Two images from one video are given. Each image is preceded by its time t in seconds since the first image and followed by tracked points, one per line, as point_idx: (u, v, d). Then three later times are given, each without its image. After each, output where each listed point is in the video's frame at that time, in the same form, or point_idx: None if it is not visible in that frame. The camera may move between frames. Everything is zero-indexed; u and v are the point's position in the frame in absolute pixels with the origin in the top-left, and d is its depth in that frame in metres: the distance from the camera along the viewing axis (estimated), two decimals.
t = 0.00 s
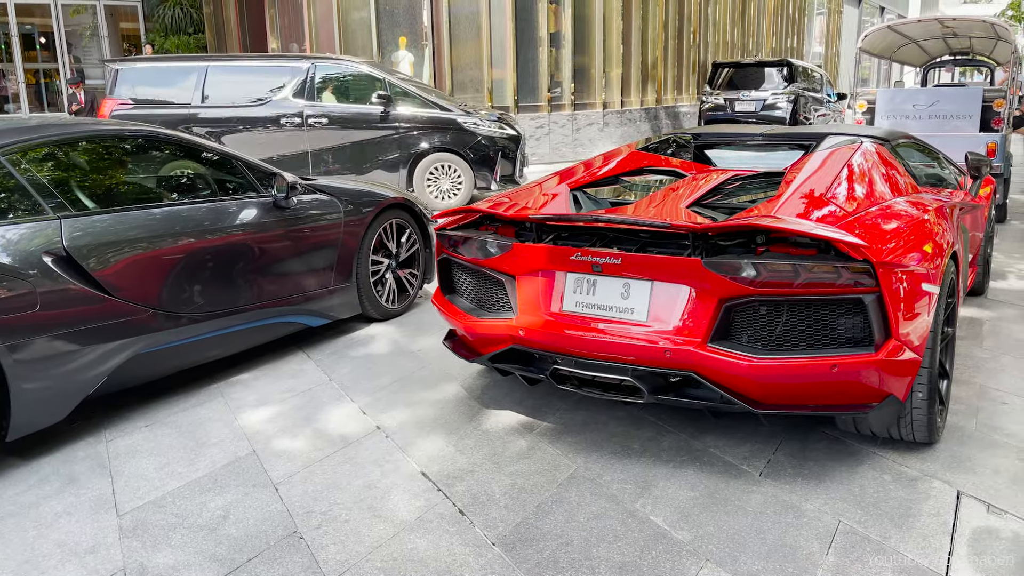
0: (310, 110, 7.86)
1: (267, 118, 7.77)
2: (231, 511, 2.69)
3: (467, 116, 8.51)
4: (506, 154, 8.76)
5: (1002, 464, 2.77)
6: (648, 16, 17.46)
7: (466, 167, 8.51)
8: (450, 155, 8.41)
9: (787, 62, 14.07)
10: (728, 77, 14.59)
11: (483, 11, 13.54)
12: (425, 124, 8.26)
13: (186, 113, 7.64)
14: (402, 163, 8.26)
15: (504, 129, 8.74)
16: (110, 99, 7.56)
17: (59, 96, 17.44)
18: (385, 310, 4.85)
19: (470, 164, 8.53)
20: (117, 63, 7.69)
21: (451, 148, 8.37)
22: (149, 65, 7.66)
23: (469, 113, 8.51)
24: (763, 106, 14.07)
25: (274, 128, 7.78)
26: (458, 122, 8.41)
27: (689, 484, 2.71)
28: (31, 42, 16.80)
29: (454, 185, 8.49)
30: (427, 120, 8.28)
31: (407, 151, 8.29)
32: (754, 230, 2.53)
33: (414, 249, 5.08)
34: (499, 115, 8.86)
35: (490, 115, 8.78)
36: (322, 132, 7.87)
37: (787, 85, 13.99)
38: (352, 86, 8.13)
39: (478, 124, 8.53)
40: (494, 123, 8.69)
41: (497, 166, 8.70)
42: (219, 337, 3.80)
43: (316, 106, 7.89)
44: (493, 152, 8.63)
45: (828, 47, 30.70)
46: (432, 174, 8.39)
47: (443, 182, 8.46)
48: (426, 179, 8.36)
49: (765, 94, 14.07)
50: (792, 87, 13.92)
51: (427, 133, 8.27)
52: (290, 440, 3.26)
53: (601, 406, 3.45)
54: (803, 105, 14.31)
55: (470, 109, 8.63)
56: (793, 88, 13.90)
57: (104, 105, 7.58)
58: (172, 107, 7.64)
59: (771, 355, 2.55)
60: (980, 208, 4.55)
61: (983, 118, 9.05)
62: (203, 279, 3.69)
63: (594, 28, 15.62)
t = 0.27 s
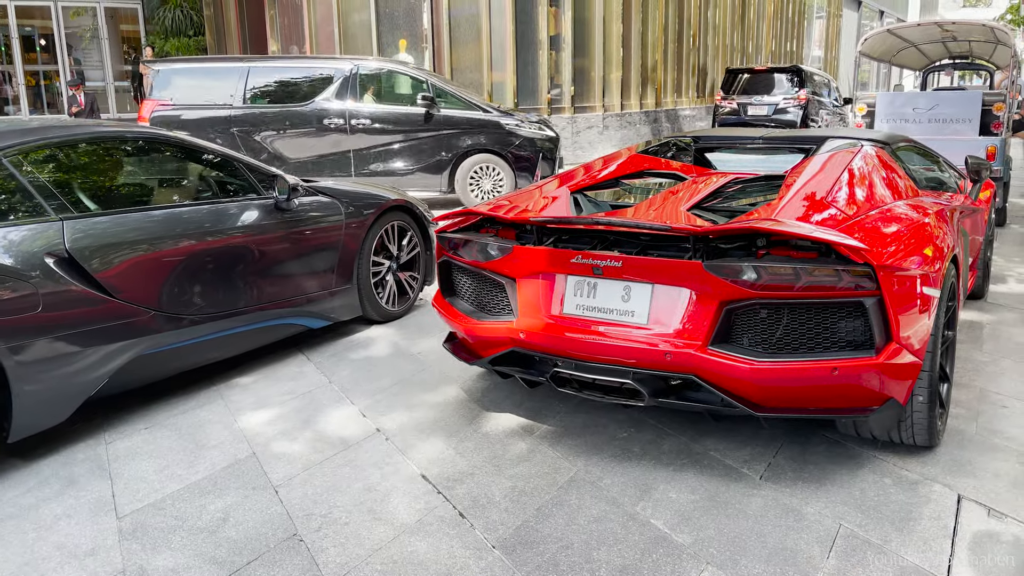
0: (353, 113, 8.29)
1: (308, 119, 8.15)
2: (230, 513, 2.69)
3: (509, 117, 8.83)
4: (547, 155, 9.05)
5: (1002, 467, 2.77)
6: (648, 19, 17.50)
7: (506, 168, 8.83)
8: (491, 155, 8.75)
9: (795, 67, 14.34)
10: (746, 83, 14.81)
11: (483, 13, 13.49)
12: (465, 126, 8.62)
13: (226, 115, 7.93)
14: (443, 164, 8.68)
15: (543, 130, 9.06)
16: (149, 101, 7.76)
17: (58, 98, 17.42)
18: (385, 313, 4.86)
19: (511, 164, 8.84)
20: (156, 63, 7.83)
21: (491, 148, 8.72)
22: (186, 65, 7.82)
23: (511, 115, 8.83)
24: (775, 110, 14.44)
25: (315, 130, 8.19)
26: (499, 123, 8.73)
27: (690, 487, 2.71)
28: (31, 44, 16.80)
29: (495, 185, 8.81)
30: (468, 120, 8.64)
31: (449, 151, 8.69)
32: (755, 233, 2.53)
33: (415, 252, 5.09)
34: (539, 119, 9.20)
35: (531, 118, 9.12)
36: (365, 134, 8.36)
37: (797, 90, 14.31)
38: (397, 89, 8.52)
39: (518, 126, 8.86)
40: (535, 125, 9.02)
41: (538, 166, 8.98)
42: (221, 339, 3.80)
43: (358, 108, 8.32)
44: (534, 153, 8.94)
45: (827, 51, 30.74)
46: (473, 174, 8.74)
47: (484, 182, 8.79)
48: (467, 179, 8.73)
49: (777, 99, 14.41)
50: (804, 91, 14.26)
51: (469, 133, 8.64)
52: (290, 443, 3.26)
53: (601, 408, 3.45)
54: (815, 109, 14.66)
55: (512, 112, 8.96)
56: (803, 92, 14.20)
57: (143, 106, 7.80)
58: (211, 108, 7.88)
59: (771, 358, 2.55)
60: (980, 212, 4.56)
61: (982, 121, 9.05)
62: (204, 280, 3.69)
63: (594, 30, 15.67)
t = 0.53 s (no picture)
0: (398, 114, 8.27)
1: (349, 119, 8.06)
2: (231, 516, 2.69)
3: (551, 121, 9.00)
4: (586, 157, 9.24)
5: (1003, 471, 2.77)
6: (649, 22, 17.53)
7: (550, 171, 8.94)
8: (535, 158, 8.87)
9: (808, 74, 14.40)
10: (762, 89, 14.92)
11: (484, 17, 13.54)
12: (510, 129, 8.71)
13: (266, 115, 7.75)
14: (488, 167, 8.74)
15: (582, 133, 9.28)
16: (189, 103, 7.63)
17: (59, 100, 17.44)
18: (390, 314, 4.88)
19: (553, 167, 8.99)
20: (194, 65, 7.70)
21: (535, 151, 8.82)
22: (224, 66, 7.67)
23: (553, 119, 9.00)
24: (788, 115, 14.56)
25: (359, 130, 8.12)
26: (545, 127, 8.89)
27: (691, 490, 2.71)
28: (32, 46, 16.86)
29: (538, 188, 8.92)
30: (512, 123, 8.73)
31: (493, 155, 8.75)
32: (756, 237, 2.53)
33: (420, 254, 5.10)
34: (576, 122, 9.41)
35: (569, 121, 9.28)
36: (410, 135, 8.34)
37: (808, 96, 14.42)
38: (441, 90, 8.55)
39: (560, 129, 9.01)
40: (575, 128, 9.20)
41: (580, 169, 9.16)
42: (226, 339, 3.82)
43: (403, 109, 8.30)
44: (576, 156, 9.11)
45: (828, 55, 30.77)
46: (517, 177, 8.84)
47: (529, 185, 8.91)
48: (512, 182, 8.81)
49: (788, 104, 14.52)
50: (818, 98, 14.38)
51: (513, 137, 8.73)
52: (291, 446, 3.26)
53: (601, 412, 3.45)
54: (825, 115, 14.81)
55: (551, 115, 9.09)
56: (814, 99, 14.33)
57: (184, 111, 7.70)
58: (250, 109, 7.72)
59: (772, 362, 2.56)
60: (981, 216, 4.56)
61: (982, 126, 9.05)
62: (210, 281, 3.72)
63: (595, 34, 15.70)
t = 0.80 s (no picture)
0: (439, 117, 8.31)
1: (391, 122, 8.11)
2: (231, 519, 2.69)
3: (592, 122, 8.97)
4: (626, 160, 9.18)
5: (1004, 476, 2.77)
6: (650, 26, 17.56)
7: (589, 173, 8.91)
8: (575, 160, 8.82)
9: (817, 79, 14.64)
10: (776, 96, 15.11)
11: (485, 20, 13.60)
12: (553, 129, 8.71)
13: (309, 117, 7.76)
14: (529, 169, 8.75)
15: (623, 135, 9.19)
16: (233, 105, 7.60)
17: (60, 103, 17.49)
18: (398, 314, 4.93)
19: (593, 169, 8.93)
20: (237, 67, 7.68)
21: (576, 151, 8.78)
22: (266, 68, 7.66)
23: (594, 121, 8.95)
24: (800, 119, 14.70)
25: (401, 135, 8.16)
26: (587, 129, 8.84)
27: (691, 495, 2.70)
28: (34, 48, 16.95)
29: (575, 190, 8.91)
30: (554, 125, 8.71)
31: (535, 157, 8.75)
32: (757, 241, 2.54)
33: (429, 256, 5.15)
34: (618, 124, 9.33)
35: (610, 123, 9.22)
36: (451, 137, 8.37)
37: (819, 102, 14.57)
38: (482, 92, 8.53)
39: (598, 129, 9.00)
40: (615, 130, 9.13)
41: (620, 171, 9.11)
42: (237, 338, 3.86)
43: (444, 112, 8.32)
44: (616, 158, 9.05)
45: (829, 58, 30.78)
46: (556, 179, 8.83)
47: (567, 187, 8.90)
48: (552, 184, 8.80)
49: (799, 110, 14.65)
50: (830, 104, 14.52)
51: (553, 138, 8.71)
52: (291, 449, 3.25)
53: (601, 415, 3.44)
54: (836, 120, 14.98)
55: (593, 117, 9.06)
56: (825, 104, 14.46)
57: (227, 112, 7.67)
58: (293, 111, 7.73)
59: (773, 366, 2.55)
60: (982, 220, 4.55)
61: (983, 130, 9.05)
62: (217, 281, 3.74)
63: (596, 38, 15.73)
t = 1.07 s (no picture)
0: (481, 121, 8.25)
1: (436, 125, 8.03)
2: (230, 523, 2.69)
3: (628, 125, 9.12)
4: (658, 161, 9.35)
5: (1004, 481, 2.77)
6: (651, 30, 17.61)
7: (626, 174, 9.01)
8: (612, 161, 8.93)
9: (826, 88, 14.88)
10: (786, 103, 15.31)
11: (486, 24, 13.74)
12: (594, 133, 8.78)
13: (350, 119, 7.62)
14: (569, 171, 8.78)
15: (654, 138, 9.38)
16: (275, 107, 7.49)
17: (61, 106, 17.52)
18: (409, 314, 5.03)
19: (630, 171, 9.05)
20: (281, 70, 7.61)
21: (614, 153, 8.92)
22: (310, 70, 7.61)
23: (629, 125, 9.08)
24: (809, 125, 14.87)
25: (443, 138, 8.06)
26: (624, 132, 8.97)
27: (691, 499, 2.70)
28: (35, 52, 17.00)
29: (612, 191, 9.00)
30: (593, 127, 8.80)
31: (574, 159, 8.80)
32: (757, 245, 2.54)
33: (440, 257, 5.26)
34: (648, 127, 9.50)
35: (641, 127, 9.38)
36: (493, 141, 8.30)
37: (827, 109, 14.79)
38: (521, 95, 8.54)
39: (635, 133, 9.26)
40: (647, 134, 9.31)
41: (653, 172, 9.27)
42: (254, 336, 3.96)
43: (485, 115, 8.27)
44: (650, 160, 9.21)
45: (829, 63, 30.82)
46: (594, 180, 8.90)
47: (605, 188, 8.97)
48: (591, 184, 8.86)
49: (807, 116, 14.83)
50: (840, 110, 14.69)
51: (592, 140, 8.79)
52: (291, 453, 3.25)
53: (601, 420, 3.44)
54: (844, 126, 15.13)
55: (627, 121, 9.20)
56: (834, 111, 14.62)
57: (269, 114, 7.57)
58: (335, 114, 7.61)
59: (773, 370, 2.56)
60: (982, 225, 4.56)
61: (983, 135, 9.05)
62: (228, 281, 3.80)
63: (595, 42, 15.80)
